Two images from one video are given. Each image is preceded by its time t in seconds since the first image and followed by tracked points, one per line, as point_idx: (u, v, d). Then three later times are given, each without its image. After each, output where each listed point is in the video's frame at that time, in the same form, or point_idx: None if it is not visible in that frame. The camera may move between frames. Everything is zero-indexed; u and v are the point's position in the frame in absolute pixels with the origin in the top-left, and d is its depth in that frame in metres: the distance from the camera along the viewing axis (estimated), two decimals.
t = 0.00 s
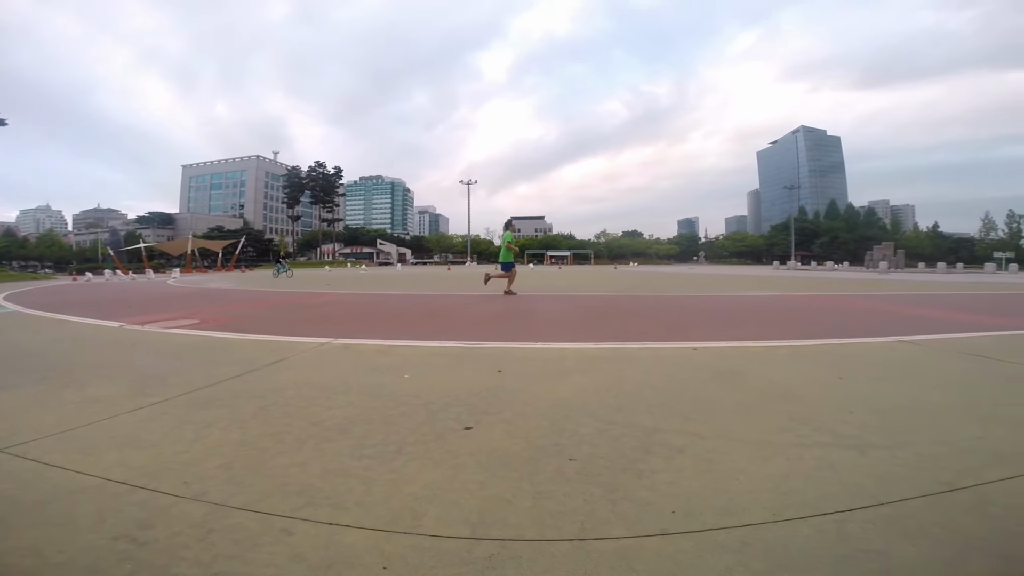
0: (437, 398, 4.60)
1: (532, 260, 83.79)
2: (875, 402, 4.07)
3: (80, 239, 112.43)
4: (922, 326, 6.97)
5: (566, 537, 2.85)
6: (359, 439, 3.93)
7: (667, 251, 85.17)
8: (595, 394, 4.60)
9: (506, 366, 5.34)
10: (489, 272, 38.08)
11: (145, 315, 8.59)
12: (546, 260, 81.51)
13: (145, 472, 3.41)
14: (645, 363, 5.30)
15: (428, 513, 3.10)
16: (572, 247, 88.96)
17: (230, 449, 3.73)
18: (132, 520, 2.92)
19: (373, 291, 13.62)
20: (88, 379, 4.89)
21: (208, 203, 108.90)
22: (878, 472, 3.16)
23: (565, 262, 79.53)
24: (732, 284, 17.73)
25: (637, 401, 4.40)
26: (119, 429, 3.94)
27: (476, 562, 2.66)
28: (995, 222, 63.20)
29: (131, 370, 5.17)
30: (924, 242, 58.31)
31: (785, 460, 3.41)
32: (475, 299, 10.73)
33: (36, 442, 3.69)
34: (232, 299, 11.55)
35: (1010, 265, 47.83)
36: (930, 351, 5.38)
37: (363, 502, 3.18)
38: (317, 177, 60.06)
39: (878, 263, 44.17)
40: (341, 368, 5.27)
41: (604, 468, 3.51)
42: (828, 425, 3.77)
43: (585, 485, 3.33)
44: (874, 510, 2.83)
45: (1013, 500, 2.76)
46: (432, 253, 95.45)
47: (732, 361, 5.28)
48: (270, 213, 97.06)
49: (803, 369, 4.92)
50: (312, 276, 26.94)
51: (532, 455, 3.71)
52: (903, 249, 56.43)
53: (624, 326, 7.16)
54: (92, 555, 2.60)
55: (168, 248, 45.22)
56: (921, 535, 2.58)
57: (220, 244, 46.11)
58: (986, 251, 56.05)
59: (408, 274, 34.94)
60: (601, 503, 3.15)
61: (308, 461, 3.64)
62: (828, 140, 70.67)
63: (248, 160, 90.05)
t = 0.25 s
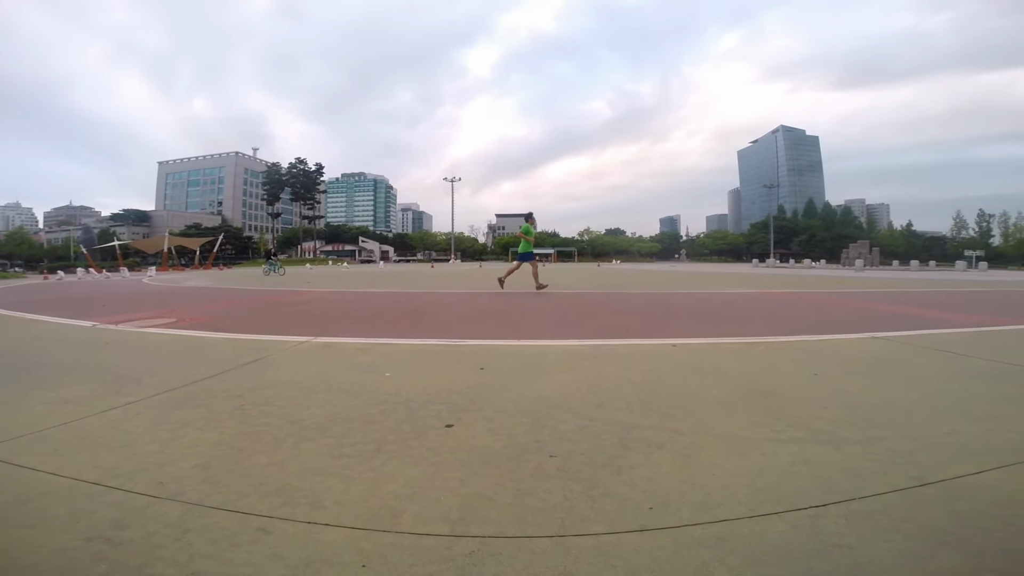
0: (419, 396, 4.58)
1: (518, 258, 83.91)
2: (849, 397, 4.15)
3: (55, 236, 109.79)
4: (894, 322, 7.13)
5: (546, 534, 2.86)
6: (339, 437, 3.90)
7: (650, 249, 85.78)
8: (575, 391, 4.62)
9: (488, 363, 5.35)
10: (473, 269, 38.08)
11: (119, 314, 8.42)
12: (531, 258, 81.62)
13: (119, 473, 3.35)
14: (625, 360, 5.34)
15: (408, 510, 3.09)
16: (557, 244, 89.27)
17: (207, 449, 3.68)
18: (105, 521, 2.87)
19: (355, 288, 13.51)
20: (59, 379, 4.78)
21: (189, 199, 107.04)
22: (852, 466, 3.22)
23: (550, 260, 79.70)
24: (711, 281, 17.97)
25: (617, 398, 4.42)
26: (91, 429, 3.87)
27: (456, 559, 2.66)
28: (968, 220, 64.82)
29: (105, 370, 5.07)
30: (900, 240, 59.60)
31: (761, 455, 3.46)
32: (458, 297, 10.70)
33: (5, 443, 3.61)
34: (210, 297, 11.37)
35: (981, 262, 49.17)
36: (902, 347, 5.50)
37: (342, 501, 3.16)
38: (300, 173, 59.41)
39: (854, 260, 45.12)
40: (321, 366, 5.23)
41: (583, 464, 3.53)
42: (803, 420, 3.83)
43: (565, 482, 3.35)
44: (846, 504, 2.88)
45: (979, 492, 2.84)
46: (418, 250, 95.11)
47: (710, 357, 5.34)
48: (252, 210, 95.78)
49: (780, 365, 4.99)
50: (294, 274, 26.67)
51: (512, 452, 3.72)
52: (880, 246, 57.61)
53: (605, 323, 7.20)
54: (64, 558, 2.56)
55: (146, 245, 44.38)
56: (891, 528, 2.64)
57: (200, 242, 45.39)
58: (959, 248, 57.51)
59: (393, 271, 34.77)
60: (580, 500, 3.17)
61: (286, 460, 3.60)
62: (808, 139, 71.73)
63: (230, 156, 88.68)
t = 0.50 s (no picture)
0: (406, 395, 4.57)
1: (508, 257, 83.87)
2: (832, 395, 4.19)
3: (38, 234, 107.96)
4: (876, 320, 7.24)
5: (532, 532, 2.87)
6: (325, 437, 3.88)
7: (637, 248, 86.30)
8: (563, 389, 4.62)
9: (476, 362, 5.34)
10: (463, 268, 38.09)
11: (100, 314, 8.29)
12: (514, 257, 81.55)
13: (101, 473, 3.31)
14: (613, 358, 5.36)
15: (394, 510, 3.08)
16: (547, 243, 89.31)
17: (190, 450, 3.65)
18: (87, 522, 2.84)
19: (342, 287, 13.43)
20: (39, 380, 4.71)
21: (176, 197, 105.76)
22: (834, 463, 3.26)
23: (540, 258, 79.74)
24: (697, 279, 18.13)
25: (604, 396, 4.44)
26: (72, 430, 3.82)
27: (442, 558, 2.66)
28: (950, 219, 65.87)
29: (86, 370, 4.99)
30: (884, 239, 60.48)
31: (746, 453, 3.48)
32: (446, 296, 10.68)
33: None
34: (194, 296, 11.24)
35: (962, 262, 50.07)
36: (884, 345, 5.58)
37: (328, 501, 3.15)
38: (289, 171, 58.94)
39: (838, 259, 45.73)
40: (307, 366, 5.20)
41: (570, 463, 3.54)
42: (787, 418, 3.87)
43: (552, 480, 3.36)
44: (829, 500, 2.92)
45: (959, 488, 2.88)
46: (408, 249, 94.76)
47: (697, 355, 5.38)
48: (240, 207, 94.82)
49: (765, 363, 5.04)
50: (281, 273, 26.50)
51: (499, 451, 3.72)
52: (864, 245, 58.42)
53: (593, 322, 7.22)
54: (45, 560, 2.53)
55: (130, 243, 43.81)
56: (872, 524, 2.67)
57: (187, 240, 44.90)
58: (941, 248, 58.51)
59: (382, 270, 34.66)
60: (566, 498, 3.18)
61: (271, 460, 3.58)
62: (795, 138, 72.37)
63: (218, 153, 87.74)
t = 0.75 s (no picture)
0: (397, 397, 4.56)
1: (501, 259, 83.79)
2: (820, 396, 4.23)
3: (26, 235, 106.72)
4: (864, 321, 7.30)
5: (523, 533, 2.86)
6: (315, 439, 3.86)
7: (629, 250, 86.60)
8: (554, 391, 4.63)
9: (467, 364, 5.33)
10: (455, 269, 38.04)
11: (87, 315, 8.20)
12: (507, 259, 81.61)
13: (87, 475, 3.27)
14: (604, 360, 5.37)
15: (384, 511, 3.07)
16: (528, 247, 88.98)
17: (179, 452, 3.62)
18: (73, 524, 2.81)
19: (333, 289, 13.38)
20: (24, 382, 4.65)
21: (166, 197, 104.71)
22: (823, 464, 3.28)
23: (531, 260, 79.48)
24: (687, 281, 18.22)
25: (595, 398, 4.45)
26: (58, 432, 3.77)
27: (433, 559, 2.66)
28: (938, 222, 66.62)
29: (72, 372, 4.94)
30: (873, 242, 61.07)
31: (736, 454, 3.50)
32: (437, 297, 10.66)
33: None
34: (183, 298, 11.14)
35: (949, 264, 50.69)
36: (871, 346, 5.63)
37: (318, 503, 3.13)
38: (280, 172, 58.61)
39: (827, 261, 46.15)
40: (297, 368, 5.17)
41: (561, 464, 3.54)
42: (776, 419, 3.89)
43: (543, 482, 3.36)
44: (818, 501, 2.93)
45: (944, 487, 2.91)
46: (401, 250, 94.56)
47: (687, 356, 5.40)
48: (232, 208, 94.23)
49: (754, 364, 5.07)
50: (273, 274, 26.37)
51: (489, 452, 3.71)
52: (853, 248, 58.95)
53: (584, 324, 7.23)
54: (30, 562, 2.50)
55: (119, 244, 43.36)
56: (859, 524, 2.70)
57: (178, 241, 44.55)
58: (929, 250, 59.18)
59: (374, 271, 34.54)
60: (557, 499, 3.18)
61: (261, 462, 3.55)
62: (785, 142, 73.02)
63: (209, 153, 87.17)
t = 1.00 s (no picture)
0: (391, 396, 4.54)
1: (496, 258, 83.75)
2: (813, 394, 4.25)
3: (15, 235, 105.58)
4: (855, 320, 7.35)
5: (518, 532, 2.86)
6: (309, 439, 3.84)
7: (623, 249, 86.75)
8: (549, 389, 4.63)
9: (461, 363, 5.33)
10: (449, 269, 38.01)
11: (77, 316, 8.12)
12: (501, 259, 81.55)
13: (80, 476, 3.25)
14: (598, 358, 5.38)
15: (379, 511, 3.06)
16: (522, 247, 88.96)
17: (172, 452, 3.59)
18: (66, 524, 2.79)
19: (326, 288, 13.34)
20: (14, 383, 4.60)
21: (158, 197, 103.96)
22: (816, 461, 3.30)
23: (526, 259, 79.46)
24: (679, 280, 18.28)
25: (589, 396, 4.45)
26: (50, 433, 3.74)
27: (428, 558, 2.65)
28: (929, 221, 67.17)
29: (63, 373, 4.89)
30: (864, 241, 61.50)
31: (729, 451, 3.51)
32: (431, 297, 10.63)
33: None
34: (175, 298, 11.06)
35: (939, 263, 51.13)
36: (863, 344, 5.66)
37: (312, 502, 3.12)
38: (273, 171, 58.31)
39: (818, 260, 46.44)
40: (291, 368, 5.14)
41: (556, 463, 3.55)
42: (770, 417, 3.91)
43: (537, 480, 3.36)
44: (811, 498, 2.95)
45: (935, 484, 2.93)
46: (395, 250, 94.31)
47: (681, 355, 5.42)
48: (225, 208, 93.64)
49: (747, 362, 5.10)
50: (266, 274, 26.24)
51: (484, 451, 3.71)
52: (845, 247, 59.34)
53: (578, 322, 7.23)
54: (23, 563, 2.48)
55: (109, 244, 43.06)
56: (852, 521, 2.71)
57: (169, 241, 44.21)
58: (919, 249, 59.66)
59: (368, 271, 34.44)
60: (552, 497, 3.18)
61: (254, 462, 3.54)
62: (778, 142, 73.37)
63: (201, 152, 86.62)
